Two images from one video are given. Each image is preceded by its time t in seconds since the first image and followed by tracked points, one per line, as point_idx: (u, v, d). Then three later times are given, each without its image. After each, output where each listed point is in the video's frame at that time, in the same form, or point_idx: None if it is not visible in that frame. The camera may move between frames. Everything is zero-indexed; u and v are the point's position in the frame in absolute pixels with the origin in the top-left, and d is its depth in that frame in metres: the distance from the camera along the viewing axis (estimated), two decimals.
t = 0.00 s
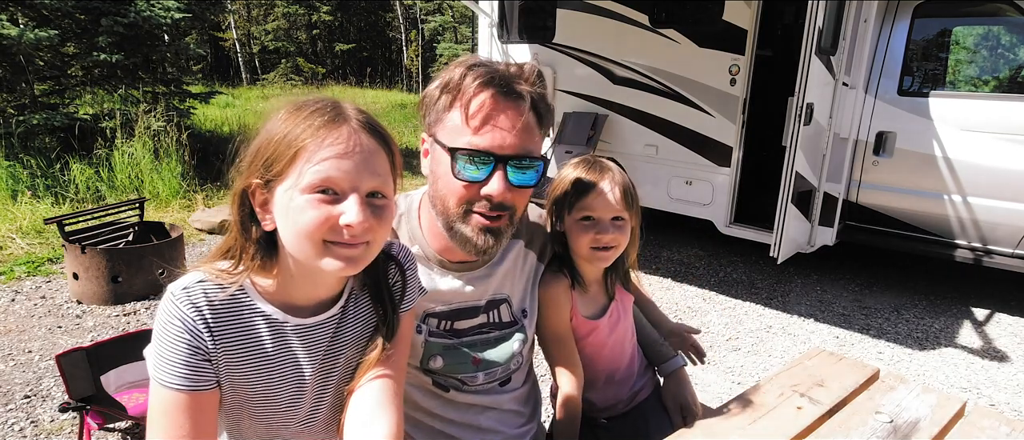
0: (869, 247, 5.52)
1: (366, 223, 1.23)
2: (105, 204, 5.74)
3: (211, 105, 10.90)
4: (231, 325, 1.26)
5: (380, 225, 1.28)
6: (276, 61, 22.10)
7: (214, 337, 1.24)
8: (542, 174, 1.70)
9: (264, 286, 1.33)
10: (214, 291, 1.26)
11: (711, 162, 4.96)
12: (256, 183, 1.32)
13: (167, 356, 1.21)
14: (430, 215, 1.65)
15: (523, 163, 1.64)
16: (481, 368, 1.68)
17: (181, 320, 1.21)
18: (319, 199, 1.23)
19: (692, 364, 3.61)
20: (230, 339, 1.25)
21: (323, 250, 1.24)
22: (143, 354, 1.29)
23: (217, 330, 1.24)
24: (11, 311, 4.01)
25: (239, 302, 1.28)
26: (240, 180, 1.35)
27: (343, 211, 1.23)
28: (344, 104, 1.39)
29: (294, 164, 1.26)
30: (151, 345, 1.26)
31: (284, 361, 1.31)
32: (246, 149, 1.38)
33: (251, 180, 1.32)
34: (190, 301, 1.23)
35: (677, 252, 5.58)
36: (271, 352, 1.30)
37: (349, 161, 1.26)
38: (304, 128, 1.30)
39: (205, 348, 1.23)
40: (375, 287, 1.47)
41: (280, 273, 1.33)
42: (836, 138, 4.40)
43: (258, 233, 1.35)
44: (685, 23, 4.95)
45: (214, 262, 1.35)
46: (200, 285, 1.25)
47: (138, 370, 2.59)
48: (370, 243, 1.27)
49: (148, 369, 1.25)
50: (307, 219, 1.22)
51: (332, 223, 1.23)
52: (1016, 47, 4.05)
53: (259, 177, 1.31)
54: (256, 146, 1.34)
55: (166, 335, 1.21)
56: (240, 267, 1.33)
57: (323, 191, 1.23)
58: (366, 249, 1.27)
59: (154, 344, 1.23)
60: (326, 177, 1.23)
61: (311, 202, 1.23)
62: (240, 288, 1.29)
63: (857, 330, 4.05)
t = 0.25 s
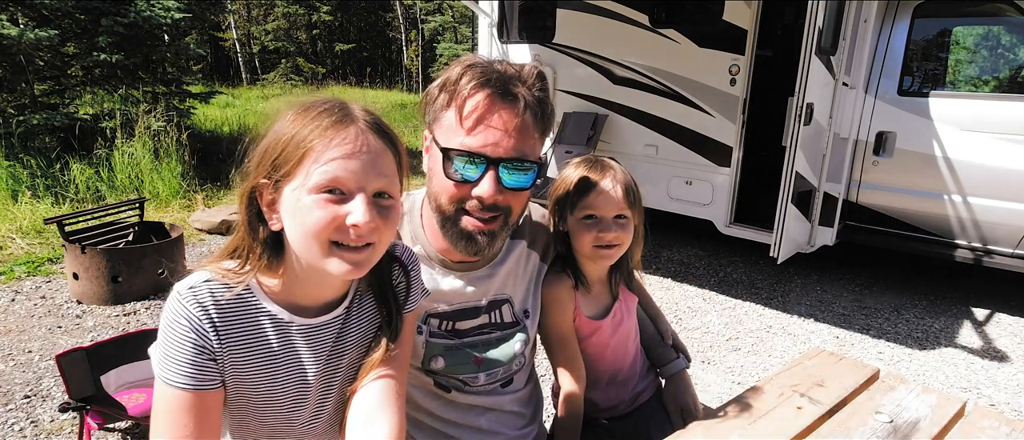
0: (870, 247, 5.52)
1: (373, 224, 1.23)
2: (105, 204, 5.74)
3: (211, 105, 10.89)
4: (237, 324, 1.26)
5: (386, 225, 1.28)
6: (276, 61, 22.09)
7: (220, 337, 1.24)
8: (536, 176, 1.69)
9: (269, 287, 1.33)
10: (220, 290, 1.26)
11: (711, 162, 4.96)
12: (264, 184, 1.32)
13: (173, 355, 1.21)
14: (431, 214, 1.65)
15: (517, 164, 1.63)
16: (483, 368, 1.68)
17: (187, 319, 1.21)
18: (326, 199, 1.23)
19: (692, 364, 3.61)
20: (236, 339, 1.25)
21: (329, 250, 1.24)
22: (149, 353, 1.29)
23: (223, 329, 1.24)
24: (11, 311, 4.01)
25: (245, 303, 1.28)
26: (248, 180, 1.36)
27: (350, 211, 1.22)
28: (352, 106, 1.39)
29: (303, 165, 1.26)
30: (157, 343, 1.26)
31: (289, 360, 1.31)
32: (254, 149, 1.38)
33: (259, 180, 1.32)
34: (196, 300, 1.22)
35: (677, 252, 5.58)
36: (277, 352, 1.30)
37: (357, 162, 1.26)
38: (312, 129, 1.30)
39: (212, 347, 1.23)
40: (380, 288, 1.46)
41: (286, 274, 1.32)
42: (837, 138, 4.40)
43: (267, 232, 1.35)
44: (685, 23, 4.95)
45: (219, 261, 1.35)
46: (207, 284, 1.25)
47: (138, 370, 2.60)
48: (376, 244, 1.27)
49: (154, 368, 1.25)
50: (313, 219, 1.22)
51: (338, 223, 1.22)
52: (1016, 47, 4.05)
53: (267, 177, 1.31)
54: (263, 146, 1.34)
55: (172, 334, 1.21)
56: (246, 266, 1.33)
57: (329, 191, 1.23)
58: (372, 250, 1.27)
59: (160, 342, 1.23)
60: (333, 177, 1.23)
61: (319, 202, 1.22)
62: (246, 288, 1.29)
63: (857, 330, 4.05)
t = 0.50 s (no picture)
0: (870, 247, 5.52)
1: (375, 225, 1.23)
2: (105, 204, 5.74)
3: (211, 105, 10.89)
4: (238, 324, 1.26)
5: (389, 227, 1.28)
6: (276, 61, 22.09)
7: (221, 336, 1.24)
8: (538, 179, 1.68)
9: (270, 286, 1.33)
10: (221, 290, 1.26)
11: (711, 162, 4.96)
12: (268, 183, 1.32)
13: (173, 355, 1.21)
14: (432, 215, 1.65)
15: (518, 167, 1.62)
16: (483, 370, 1.68)
17: (188, 318, 1.21)
18: (329, 200, 1.23)
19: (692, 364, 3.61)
20: (237, 338, 1.25)
21: (330, 251, 1.24)
22: (149, 352, 1.29)
23: (224, 328, 1.24)
24: (11, 311, 4.01)
25: (247, 302, 1.28)
26: (251, 180, 1.36)
27: (352, 213, 1.22)
28: (356, 106, 1.39)
29: (307, 166, 1.26)
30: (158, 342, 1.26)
31: (290, 360, 1.31)
32: (258, 148, 1.38)
33: (263, 180, 1.33)
34: (197, 300, 1.22)
35: (677, 252, 5.58)
36: (278, 352, 1.30)
37: (361, 163, 1.26)
38: (316, 129, 1.30)
39: (212, 347, 1.23)
40: (382, 289, 1.46)
41: (286, 273, 1.32)
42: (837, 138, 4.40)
43: (269, 231, 1.35)
44: (685, 23, 4.95)
45: (221, 260, 1.35)
46: (208, 284, 1.25)
47: (138, 370, 2.61)
48: (378, 246, 1.27)
49: (154, 367, 1.25)
50: (316, 219, 1.22)
51: (341, 223, 1.22)
52: (1016, 47, 4.05)
53: (271, 177, 1.31)
54: (268, 146, 1.34)
55: (173, 333, 1.21)
56: (248, 266, 1.33)
57: (333, 192, 1.23)
58: (373, 251, 1.26)
59: (160, 341, 1.23)
60: (337, 178, 1.23)
61: (322, 203, 1.22)
62: (247, 287, 1.29)
63: (857, 330, 4.05)
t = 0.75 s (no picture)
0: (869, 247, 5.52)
1: (373, 226, 1.23)
2: (105, 204, 5.74)
3: (211, 105, 10.88)
4: (237, 324, 1.26)
5: (387, 228, 1.27)
6: (276, 61, 22.11)
7: (219, 336, 1.24)
8: (535, 181, 1.69)
9: (269, 286, 1.33)
10: (221, 290, 1.26)
11: (711, 162, 4.95)
12: (266, 183, 1.32)
13: (172, 354, 1.21)
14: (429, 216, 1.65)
15: (516, 169, 1.62)
16: (482, 371, 1.68)
17: (187, 318, 1.21)
18: (327, 201, 1.23)
19: (692, 364, 3.61)
20: (236, 338, 1.25)
21: (328, 251, 1.24)
22: (148, 352, 1.29)
23: (223, 328, 1.24)
24: (11, 311, 4.01)
25: (245, 302, 1.28)
26: (249, 180, 1.36)
27: (350, 213, 1.22)
28: (355, 107, 1.39)
29: (305, 166, 1.26)
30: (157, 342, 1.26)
31: (288, 360, 1.31)
32: (257, 149, 1.38)
33: (262, 180, 1.33)
34: (196, 300, 1.22)
35: (677, 252, 5.58)
36: (276, 351, 1.30)
37: (359, 164, 1.26)
38: (315, 130, 1.30)
39: (211, 346, 1.23)
40: (381, 289, 1.46)
41: (285, 274, 1.32)
42: (836, 138, 4.40)
43: (268, 231, 1.35)
44: (685, 23, 4.95)
45: (220, 260, 1.35)
46: (207, 285, 1.25)
47: (139, 370, 2.61)
48: (376, 247, 1.27)
49: (153, 367, 1.25)
50: (314, 220, 1.22)
51: (339, 225, 1.22)
52: (1016, 47, 4.05)
53: (269, 177, 1.31)
54: (266, 147, 1.34)
55: (172, 333, 1.21)
56: (247, 266, 1.33)
57: (331, 192, 1.23)
58: (372, 252, 1.26)
59: (159, 342, 1.24)
60: (336, 179, 1.23)
61: (320, 203, 1.23)
62: (245, 287, 1.29)
63: (857, 330, 4.05)
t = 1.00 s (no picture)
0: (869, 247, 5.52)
1: (372, 225, 1.23)
2: (105, 204, 5.74)
3: (211, 105, 10.88)
4: (236, 323, 1.26)
5: (386, 226, 1.27)
6: (276, 61, 22.12)
7: (218, 336, 1.24)
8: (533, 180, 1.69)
9: (268, 286, 1.33)
10: (220, 290, 1.26)
11: (711, 162, 4.95)
12: (264, 183, 1.32)
13: (171, 354, 1.21)
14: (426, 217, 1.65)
15: (511, 167, 1.62)
16: (481, 371, 1.68)
17: (186, 318, 1.21)
18: (326, 199, 1.23)
19: (692, 364, 3.61)
20: (234, 338, 1.25)
21: (327, 251, 1.24)
22: (147, 351, 1.29)
23: (222, 328, 1.24)
24: (11, 311, 4.01)
25: (244, 302, 1.28)
26: (248, 180, 1.36)
27: (349, 212, 1.22)
28: (353, 106, 1.39)
29: (303, 166, 1.26)
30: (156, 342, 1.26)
31: (287, 360, 1.31)
32: (255, 149, 1.38)
33: (260, 179, 1.32)
34: (195, 300, 1.22)
35: (677, 252, 5.58)
36: (275, 351, 1.30)
37: (357, 163, 1.26)
38: (312, 130, 1.30)
39: (210, 346, 1.23)
40: (381, 289, 1.46)
41: (284, 274, 1.32)
42: (836, 138, 4.39)
43: (267, 231, 1.35)
44: (685, 23, 4.95)
45: (219, 261, 1.35)
46: (207, 285, 1.25)
47: (139, 370, 2.59)
48: (375, 246, 1.27)
49: (152, 367, 1.25)
50: (312, 219, 1.22)
51: (337, 224, 1.22)
52: (1016, 47, 4.05)
53: (268, 177, 1.31)
54: (264, 147, 1.34)
55: (170, 333, 1.21)
56: (245, 266, 1.33)
57: (330, 191, 1.23)
58: (370, 251, 1.26)
59: (158, 342, 1.24)
60: (334, 178, 1.23)
61: (319, 202, 1.23)
62: (244, 287, 1.29)
63: (857, 330, 4.05)
